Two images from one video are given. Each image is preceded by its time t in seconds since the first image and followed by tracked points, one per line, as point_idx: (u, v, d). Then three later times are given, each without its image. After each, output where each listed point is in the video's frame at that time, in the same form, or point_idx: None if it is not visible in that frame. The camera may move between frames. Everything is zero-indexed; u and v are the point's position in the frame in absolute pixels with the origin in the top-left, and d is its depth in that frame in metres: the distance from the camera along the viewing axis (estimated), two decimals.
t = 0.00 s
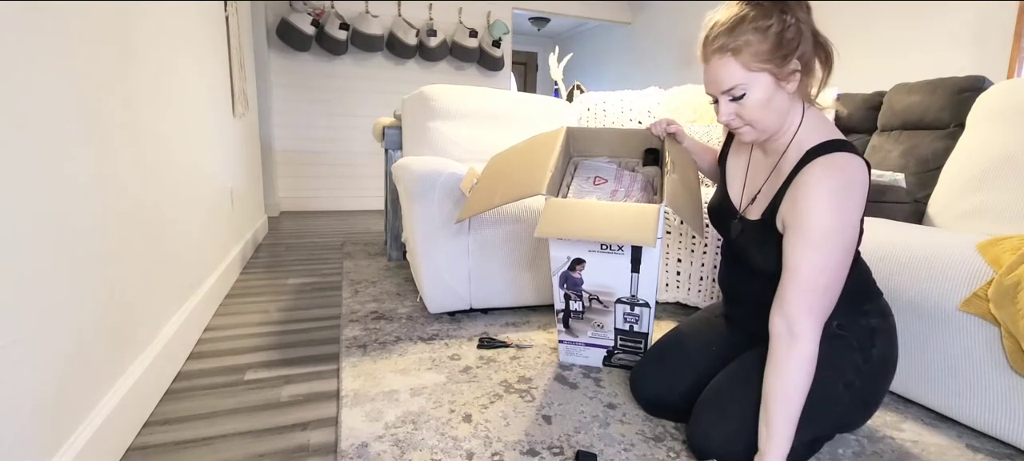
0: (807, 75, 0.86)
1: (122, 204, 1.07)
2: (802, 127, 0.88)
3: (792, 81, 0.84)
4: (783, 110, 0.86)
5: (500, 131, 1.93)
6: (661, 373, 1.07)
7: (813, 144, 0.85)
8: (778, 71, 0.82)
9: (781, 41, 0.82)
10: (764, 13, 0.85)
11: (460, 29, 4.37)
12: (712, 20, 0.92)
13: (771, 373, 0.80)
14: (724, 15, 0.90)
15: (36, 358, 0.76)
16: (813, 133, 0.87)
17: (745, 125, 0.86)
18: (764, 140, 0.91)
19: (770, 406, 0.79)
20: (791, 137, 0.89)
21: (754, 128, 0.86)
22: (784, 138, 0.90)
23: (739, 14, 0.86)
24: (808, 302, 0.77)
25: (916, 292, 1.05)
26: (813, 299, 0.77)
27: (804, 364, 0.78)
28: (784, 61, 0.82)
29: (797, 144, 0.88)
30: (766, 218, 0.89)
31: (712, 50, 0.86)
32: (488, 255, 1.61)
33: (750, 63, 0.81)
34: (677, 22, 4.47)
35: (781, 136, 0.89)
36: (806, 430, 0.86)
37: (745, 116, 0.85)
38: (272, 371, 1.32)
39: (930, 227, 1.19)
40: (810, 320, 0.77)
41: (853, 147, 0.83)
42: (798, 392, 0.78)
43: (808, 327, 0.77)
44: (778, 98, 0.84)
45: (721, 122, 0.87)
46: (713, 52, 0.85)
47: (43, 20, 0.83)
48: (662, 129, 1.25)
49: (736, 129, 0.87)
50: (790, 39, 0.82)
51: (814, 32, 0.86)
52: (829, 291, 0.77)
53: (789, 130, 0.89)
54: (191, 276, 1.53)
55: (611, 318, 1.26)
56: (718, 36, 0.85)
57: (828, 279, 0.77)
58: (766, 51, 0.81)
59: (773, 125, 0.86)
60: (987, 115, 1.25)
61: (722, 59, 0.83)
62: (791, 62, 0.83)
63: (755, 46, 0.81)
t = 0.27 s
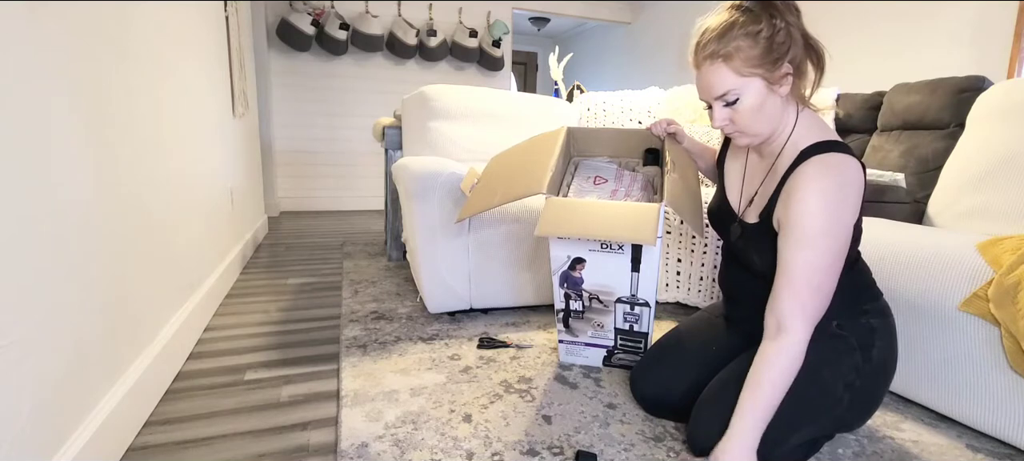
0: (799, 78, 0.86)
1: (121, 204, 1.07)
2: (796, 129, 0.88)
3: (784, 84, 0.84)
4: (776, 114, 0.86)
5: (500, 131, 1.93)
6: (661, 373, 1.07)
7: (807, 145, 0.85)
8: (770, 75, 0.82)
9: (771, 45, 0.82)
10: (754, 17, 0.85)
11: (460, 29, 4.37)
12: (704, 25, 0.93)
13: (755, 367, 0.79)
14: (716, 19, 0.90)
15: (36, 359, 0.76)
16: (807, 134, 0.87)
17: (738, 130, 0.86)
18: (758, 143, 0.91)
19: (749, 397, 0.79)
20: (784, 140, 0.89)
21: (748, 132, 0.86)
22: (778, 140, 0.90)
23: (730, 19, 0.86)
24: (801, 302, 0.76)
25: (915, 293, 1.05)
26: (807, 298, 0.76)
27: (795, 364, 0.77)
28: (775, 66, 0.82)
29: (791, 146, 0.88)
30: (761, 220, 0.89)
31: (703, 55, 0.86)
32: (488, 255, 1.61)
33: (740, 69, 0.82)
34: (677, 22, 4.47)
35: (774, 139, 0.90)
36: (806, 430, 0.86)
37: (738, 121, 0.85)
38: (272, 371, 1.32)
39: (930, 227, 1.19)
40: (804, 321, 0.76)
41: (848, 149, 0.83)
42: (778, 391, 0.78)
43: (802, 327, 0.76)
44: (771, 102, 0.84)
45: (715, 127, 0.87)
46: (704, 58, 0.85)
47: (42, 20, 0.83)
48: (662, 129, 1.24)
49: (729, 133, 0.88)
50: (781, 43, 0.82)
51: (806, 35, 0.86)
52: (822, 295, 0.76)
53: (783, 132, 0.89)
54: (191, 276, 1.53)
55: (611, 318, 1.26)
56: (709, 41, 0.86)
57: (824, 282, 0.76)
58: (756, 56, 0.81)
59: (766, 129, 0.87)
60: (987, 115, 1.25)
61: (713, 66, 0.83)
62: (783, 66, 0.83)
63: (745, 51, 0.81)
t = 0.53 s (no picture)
0: (784, 83, 0.86)
1: (121, 204, 1.07)
2: (783, 133, 0.88)
3: (770, 91, 0.84)
4: (763, 120, 0.86)
5: (500, 131, 1.93)
6: (661, 373, 1.07)
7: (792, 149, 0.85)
8: (755, 82, 0.82)
9: (755, 53, 0.82)
10: (737, 25, 0.85)
11: (460, 29, 4.37)
12: (688, 33, 0.93)
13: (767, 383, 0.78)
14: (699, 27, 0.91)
15: (36, 359, 0.76)
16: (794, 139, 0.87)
17: (726, 137, 0.86)
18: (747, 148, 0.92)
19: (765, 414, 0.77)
20: (772, 145, 0.89)
21: (736, 139, 0.86)
22: (767, 144, 0.90)
23: (713, 28, 0.86)
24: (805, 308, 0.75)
25: (915, 293, 1.05)
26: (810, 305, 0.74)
27: (798, 367, 0.75)
28: (760, 73, 0.82)
29: (779, 150, 0.88)
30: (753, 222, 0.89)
31: (687, 64, 0.86)
32: (488, 255, 1.61)
33: (726, 77, 0.82)
34: (677, 22, 4.47)
35: (762, 144, 0.90)
36: (806, 429, 0.86)
37: (726, 128, 0.85)
38: (272, 371, 1.32)
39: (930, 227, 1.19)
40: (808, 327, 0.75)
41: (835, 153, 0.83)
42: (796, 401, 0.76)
43: (806, 335, 0.75)
44: (757, 109, 0.85)
45: (702, 135, 0.88)
46: (690, 67, 0.86)
47: (43, 21, 0.83)
48: (662, 129, 1.28)
49: (718, 140, 0.88)
50: (763, 50, 0.83)
51: (790, 41, 0.87)
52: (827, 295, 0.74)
53: (770, 137, 0.89)
54: (190, 276, 1.53)
55: (611, 318, 1.26)
56: (694, 50, 0.86)
57: (826, 283, 0.74)
58: (740, 63, 0.82)
59: (754, 135, 0.87)
60: (987, 115, 1.25)
61: (698, 75, 0.84)
62: (767, 72, 0.83)
63: (730, 59, 0.82)
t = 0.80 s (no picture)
0: (773, 90, 0.86)
1: (122, 204, 1.07)
2: (774, 140, 0.88)
3: (760, 97, 0.84)
4: (753, 127, 0.85)
5: (500, 131, 1.93)
6: (660, 373, 1.08)
7: (783, 156, 0.85)
8: (743, 88, 0.82)
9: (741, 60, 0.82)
10: (724, 32, 0.86)
11: (460, 29, 4.37)
12: (678, 41, 0.94)
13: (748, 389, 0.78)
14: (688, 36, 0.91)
15: (36, 358, 0.76)
16: (785, 145, 0.87)
17: (716, 145, 0.86)
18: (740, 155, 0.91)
19: (746, 421, 0.78)
20: (763, 151, 0.89)
21: (727, 146, 0.86)
22: (759, 151, 0.89)
23: (701, 35, 0.87)
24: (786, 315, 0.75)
25: (914, 293, 1.05)
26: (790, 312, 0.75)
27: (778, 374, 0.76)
28: (748, 79, 0.82)
29: (770, 157, 0.88)
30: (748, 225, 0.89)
31: (676, 72, 0.87)
32: (488, 256, 1.61)
33: (713, 85, 0.82)
34: (677, 22, 4.47)
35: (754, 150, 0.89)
36: (806, 430, 0.86)
37: (715, 135, 0.85)
38: (272, 371, 1.32)
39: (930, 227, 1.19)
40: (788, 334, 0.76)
41: (826, 159, 0.83)
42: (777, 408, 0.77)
43: (785, 342, 0.76)
44: (746, 115, 0.84)
45: (693, 143, 0.87)
46: (678, 75, 0.86)
47: (43, 21, 0.83)
48: (660, 128, 1.29)
49: (709, 148, 0.87)
50: (750, 57, 0.83)
51: (778, 48, 0.87)
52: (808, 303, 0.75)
53: (762, 144, 0.88)
54: (190, 276, 1.53)
55: (611, 319, 1.26)
56: (682, 58, 0.86)
57: (807, 292, 0.75)
58: (727, 70, 0.82)
59: (745, 142, 0.86)
60: (987, 115, 1.25)
61: (686, 83, 0.84)
62: (755, 79, 0.83)
63: (717, 66, 0.82)
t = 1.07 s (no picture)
0: (775, 90, 0.86)
1: (121, 204, 1.07)
2: (776, 140, 0.88)
3: (761, 98, 0.84)
4: (755, 127, 0.86)
5: (501, 131, 1.93)
6: (660, 373, 1.08)
7: (783, 156, 0.85)
8: (745, 89, 0.82)
9: (742, 60, 0.82)
10: (724, 33, 0.86)
11: (460, 29, 4.37)
12: (677, 43, 0.94)
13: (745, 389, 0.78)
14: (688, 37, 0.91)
15: (37, 358, 0.76)
16: (785, 144, 0.87)
17: (719, 145, 0.86)
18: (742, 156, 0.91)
19: (744, 420, 0.77)
20: (764, 151, 0.89)
21: (729, 147, 0.86)
22: (761, 152, 0.89)
23: (701, 37, 0.87)
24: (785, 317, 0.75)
25: (914, 293, 1.05)
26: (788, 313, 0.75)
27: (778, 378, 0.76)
28: (749, 80, 0.83)
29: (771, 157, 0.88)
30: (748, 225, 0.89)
31: (677, 73, 0.87)
32: (488, 256, 1.61)
33: (715, 86, 0.82)
34: (677, 22, 4.47)
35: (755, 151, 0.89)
36: (806, 430, 0.86)
37: (718, 136, 0.85)
38: (272, 371, 1.32)
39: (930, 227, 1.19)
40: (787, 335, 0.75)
41: (826, 158, 0.83)
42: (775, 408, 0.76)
43: (784, 344, 0.76)
44: (748, 116, 0.84)
45: (695, 145, 0.87)
46: (679, 77, 0.86)
47: (43, 21, 0.83)
48: (660, 129, 1.29)
49: (711, 149, 0.87)
50: (751, 57, 0.83)
51: (777, 48, 0.87)
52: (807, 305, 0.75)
53: (764, 144, 0.89)
54: (190, 276, 1.53)
55: (611, 318, 1.26)
56: (683, 59, 0.86)
57: (806, 294, 0.75)
58: (728, 71, 0.82)
59: (747, 142, 0.86)
60: (987, 115, 1.25)
61: (687, 84, 0.84)
62: (756, 80, 0.83)
63: (718, 67, 0.82)
